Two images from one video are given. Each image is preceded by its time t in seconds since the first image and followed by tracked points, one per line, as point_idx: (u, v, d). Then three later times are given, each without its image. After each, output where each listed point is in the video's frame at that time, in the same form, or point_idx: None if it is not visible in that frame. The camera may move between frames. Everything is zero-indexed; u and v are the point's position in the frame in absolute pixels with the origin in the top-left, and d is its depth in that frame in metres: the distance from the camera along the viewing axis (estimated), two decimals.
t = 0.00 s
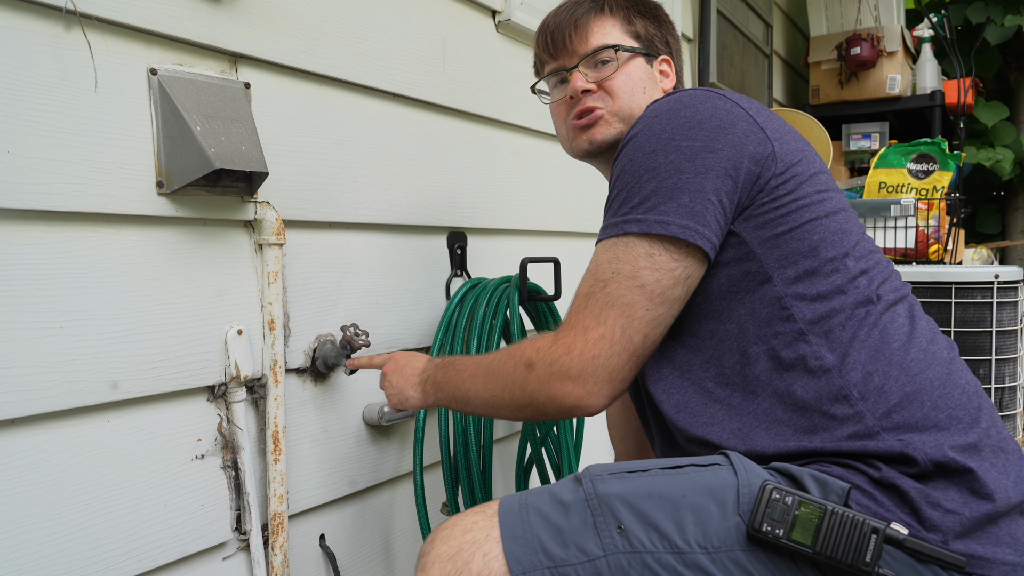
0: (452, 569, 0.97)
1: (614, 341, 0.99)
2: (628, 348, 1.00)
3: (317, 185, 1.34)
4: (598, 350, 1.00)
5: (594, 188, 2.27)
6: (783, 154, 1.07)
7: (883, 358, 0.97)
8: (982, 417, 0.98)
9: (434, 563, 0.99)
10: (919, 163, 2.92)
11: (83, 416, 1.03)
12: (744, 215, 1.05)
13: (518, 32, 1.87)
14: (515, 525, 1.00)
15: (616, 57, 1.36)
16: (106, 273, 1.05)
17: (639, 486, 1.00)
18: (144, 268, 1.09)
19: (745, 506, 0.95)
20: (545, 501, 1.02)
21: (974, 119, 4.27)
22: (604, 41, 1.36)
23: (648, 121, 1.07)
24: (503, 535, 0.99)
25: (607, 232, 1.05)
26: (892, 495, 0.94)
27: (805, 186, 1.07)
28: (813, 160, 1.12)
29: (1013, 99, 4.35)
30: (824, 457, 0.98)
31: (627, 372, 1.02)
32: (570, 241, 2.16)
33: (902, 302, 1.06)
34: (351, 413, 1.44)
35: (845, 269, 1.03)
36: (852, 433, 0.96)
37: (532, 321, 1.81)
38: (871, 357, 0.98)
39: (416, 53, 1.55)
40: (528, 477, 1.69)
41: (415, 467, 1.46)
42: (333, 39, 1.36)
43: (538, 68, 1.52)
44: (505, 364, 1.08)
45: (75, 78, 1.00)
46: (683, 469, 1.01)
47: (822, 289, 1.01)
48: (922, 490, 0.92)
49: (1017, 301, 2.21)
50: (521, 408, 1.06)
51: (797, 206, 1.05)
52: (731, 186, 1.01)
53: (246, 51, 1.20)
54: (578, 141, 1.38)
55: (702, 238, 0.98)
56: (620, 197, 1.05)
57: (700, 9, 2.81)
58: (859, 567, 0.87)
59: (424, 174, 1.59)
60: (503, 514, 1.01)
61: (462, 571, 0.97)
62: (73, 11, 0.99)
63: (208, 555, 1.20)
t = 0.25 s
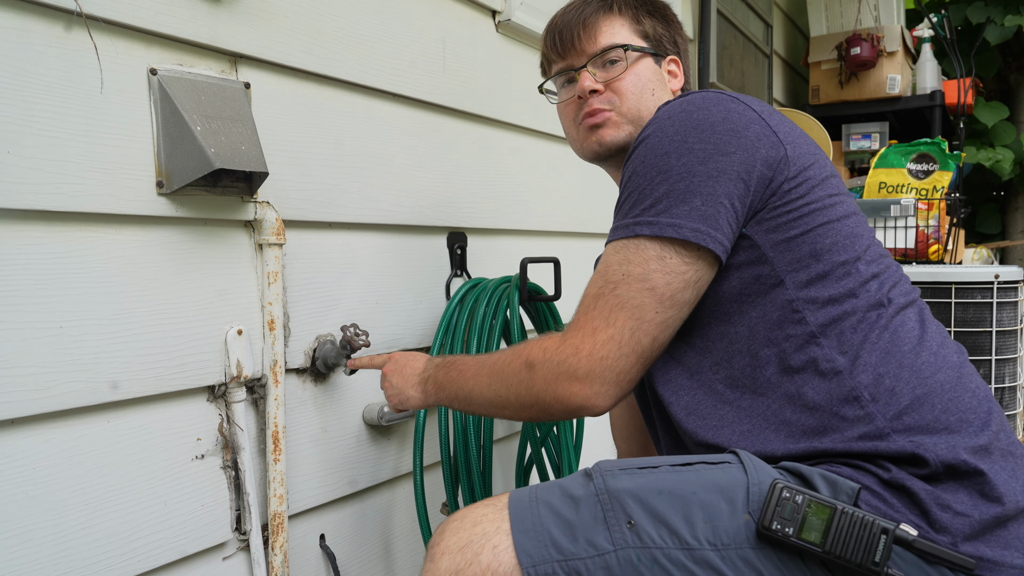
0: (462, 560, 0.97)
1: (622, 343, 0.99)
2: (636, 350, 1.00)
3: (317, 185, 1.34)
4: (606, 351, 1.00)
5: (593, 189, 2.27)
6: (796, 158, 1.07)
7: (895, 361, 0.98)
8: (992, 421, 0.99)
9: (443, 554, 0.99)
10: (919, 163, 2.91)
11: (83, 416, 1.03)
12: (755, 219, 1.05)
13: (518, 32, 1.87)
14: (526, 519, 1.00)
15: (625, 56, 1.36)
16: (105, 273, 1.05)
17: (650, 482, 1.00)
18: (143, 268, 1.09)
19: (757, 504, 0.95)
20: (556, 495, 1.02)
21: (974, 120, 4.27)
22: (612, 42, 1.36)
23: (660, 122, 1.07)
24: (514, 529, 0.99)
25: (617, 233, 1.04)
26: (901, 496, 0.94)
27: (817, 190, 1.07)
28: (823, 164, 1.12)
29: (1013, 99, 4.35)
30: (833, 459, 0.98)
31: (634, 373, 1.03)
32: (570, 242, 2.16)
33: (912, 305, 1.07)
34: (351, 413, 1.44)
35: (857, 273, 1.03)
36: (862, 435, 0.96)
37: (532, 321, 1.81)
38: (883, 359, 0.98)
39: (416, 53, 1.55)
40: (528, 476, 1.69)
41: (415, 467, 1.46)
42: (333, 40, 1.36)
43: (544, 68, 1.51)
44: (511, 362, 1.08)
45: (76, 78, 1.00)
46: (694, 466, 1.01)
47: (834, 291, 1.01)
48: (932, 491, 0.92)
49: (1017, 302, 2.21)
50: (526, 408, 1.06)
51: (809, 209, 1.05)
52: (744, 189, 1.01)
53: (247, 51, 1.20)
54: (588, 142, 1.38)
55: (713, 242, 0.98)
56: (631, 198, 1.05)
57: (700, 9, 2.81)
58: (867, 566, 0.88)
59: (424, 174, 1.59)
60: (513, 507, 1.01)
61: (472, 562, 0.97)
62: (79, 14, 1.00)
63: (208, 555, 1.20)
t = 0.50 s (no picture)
0: (478, 553, 0.98)
1: (626, 346, 1.00)
2: (639, 353, 1.01)
3: (317, 185, 1.34)
4: (609, 354, 1.00)
5: (593, 189, 2.27)
6: (808, 163, 1.07)
7: (909, 366, 0.98)
8: (1005, 426, 1.00)
9: (460, 547, 0.99)
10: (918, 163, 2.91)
11: (83, 416, 1.03)
12: (767, 224, 1.04)
13: (518, 32, 1.87)
14: (543, 514, 1.00)
15: (633, 58, 1.35)
16: (105, 273, 1.05)
17: (669, 480, 1.00)
18: (143, 268, 1.09)
19: (776, 503, 0.95)
20: (573, 492, 1.02)
21: (974, 120, 4.27)
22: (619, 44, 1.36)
23: (670, 126, 1.07)
24: (531, 524, 0.99)
25: (624, 236, 1.04)
26: (918, 500, 0.94)
27: (829, 194, 1.07)
28: (834, 168, 1.12)
29: (1013, 99, 4.35)
30: (847, 462, 0.99)
31: (637, 376, 1.03)
32: (570, 242, 2.16)
33: (923, 310, 1.07)
34: (351, 413, 1.44)
35: (869, 278, 1.03)
36: (877, 438, 0.96)
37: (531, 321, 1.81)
38: (896, 364, 0.98)
39: (416, 53, 1.55)
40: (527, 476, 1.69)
41: (415, 467, 1.46)
42: (333, 40, 1.36)
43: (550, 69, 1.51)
44: (514, 363, 1.08)
45: (76, 78, 1.00)
46: (712, 465, 1.01)
47: (848, 296, 1.01)
48: (950, 496, 0.92)
49: (1017, 302, 2.21)
50: (527, 408, 1.07)
51: (821, 214, 1.05)
52: (754, 195, 1.01)
53: (247, 51, 1.20)
54: (595, 143, 1.37)
55: (721, 249, 0.98)
56: (639, 202, 1.05)
57: (700, 8, 2.81)
58: (888, 568, 0.87)
59: (424, 174, 1.59)
60: (530, 502, 1.02)
61: (488, 555, 0.97)
62: (80, 14, 1.00)
63: (208, 555, 1.20)
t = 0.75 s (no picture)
0: (484, 551, 0.98)
1: (625, 348, 1.00)
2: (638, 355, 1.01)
3: (317, 185, 1.34)
4: (609, 356, 1.00)
5: (593, 189, 2.27)
6: (811, 167, 1.07)
7: (916, 368, 0.98)
8: (1013, 428, 1.00)
9: (466, 545, 1.00)
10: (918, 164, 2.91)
11: (83, 416, 1.03)
12: (772, 226, 1.04)
13: (518, 32, 1.87)
14: (550, 513, 1.00)
15: (634, 63, 1.35)
16: (105, 273, 1.05)
17: (677, 479, 1.00)
18: (143, 268, 1.09)
19: (785, 504, 0.95)
20: (580, 491, 1.03)
21: (974, 120, 4.27)
22: (620, 48, 1.36)
23: (675, 129, 1.07)
24: (538, 522, 1.00)
25: (626, 238, 1.04)
26: (927, 502, 0.94)
27: (834, 197, 1.07)
28: (837, 171, 1.12)
29: (1013, 99, 4.35)
30: (856, 463, 0.99)
31: (636, 378, 1.03)
32: (570, 242, 2.16)
33: (929, 313, 1.07)
34: (351, 413, 1.44)
35: (875, 280, 1.03)
36: (885, 439, 0.96)
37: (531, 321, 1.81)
38: (902, 366, 0.98)
39: (416, 53, 1.55)
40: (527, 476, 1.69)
41: (415, 467, 1.46)
42: (333, 40, 1.36)
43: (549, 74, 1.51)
44: (512, 362, 1.08)
45: (76, 79, 1.00)
46: (720, 464, 1.01)
47: (854, 298, 1.01)
48: (958, 498, 0.93)
49: (1017, 302, 2.21)
50: (525, 408, 1.07)
51: (827, 217, 1.04)
52: (757, 199, 1.01)
53: (247, 52, 1.20)
54: (598, 150, 1.38)
55: (723, 253, 0.98)
56: (642, 205, 1.05)
57: (700, 9, 2.81)
58: (896, 569, 0.87)
59: (424, 174, 1.59)
60: (536, 501, 1.02)
61: (495, 554, 0.98)
62: (79, 14, 1.00)
63: (209, 555, 1.20)
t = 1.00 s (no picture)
0: (480, 555, 0.98)
1: (626, 344, 1.00)
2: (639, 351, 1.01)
3: (317, 185, 1.34)
4: (610, 351, 1.00)
5: (593, 189, 2.27)
6: (810, 163, 1.07)
7: (913, 365, 0.98)
8: (1009, 426, 1.00)
9: (462, 549, 0.99)
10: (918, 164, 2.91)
11: (83, 416, 1.03)
12: (770, 224, 1.04)
13: (518, 32, 1.87)
14: (546, 515, 1.00)
15: (619, 68, 1.34)
16: (105, 274, 1.05)
17: (672, 481, 1.00)
18: (143, 268, 1.09)
19: (780, 505, 0.95)
20: (575, 493, 1.02)
21: (974, 120, 4.27)
22: (606, 52, 1.35)
23: (674, 126, 1.07)
24: (534, 525, 0.99)
25: (626, 235, 1.04)
26: (922, 500, 0.94)
27: (833, 194, 1.07)
28: (836, 168, 1.12)
29: (1013, 99, 4.35)
30: (853, 461, 0.98)
31: (636, 375, 1.03)
32: (570, 242, 2.16)
33: (928, 311, 1.07)
34: (351, 413, 1.44)
35: (872, 277, 1.03)
36: (881, 436, 0.96)
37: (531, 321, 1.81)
38: (899, 362, 0.98)
39: (416, 53, 1.55)
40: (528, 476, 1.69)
41: (415, 467, 1.46)
42: (333, 40, 1.36)
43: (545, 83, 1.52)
44: (513, 359, 1.08)
45: (76, 79, 1.00)
46: (715, 465, 1.01)
47: (851, 295, 1.01)
48: (953, 495, 0.92)
49: (1017, 302, 2.21)
50: (526, 406, 1.06)
51: (825, 214, 1.04)
52: (755, 195, 1.01)
53: (247, 51, 1.20)
54: (593, 158, 1.39)
55: (722, 248, 0.98)
56: (641, 201, 1.05)
57: (700, 9, 2.81)
58: (892, 569, 0.87)
59: (424, 174, 1.59)
60: (532, 504, 1.02)
61: (491, 558, 0.97)
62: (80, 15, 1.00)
63: (208, 555, 1.20)
